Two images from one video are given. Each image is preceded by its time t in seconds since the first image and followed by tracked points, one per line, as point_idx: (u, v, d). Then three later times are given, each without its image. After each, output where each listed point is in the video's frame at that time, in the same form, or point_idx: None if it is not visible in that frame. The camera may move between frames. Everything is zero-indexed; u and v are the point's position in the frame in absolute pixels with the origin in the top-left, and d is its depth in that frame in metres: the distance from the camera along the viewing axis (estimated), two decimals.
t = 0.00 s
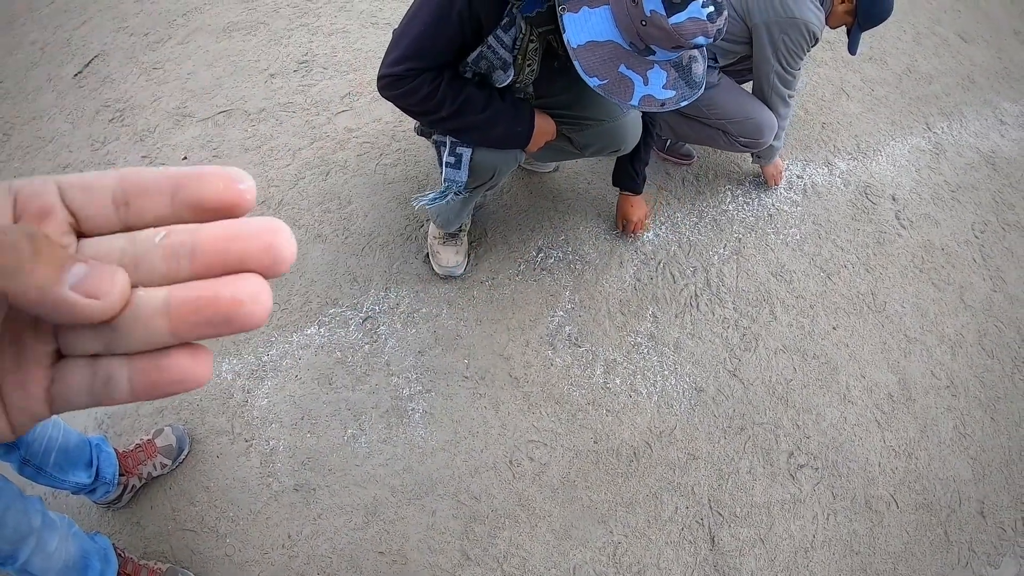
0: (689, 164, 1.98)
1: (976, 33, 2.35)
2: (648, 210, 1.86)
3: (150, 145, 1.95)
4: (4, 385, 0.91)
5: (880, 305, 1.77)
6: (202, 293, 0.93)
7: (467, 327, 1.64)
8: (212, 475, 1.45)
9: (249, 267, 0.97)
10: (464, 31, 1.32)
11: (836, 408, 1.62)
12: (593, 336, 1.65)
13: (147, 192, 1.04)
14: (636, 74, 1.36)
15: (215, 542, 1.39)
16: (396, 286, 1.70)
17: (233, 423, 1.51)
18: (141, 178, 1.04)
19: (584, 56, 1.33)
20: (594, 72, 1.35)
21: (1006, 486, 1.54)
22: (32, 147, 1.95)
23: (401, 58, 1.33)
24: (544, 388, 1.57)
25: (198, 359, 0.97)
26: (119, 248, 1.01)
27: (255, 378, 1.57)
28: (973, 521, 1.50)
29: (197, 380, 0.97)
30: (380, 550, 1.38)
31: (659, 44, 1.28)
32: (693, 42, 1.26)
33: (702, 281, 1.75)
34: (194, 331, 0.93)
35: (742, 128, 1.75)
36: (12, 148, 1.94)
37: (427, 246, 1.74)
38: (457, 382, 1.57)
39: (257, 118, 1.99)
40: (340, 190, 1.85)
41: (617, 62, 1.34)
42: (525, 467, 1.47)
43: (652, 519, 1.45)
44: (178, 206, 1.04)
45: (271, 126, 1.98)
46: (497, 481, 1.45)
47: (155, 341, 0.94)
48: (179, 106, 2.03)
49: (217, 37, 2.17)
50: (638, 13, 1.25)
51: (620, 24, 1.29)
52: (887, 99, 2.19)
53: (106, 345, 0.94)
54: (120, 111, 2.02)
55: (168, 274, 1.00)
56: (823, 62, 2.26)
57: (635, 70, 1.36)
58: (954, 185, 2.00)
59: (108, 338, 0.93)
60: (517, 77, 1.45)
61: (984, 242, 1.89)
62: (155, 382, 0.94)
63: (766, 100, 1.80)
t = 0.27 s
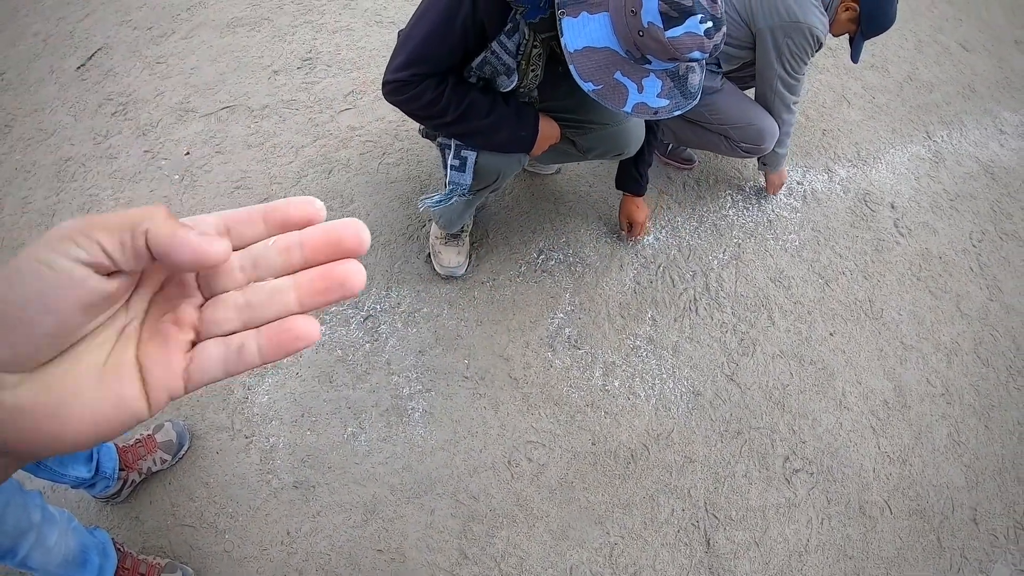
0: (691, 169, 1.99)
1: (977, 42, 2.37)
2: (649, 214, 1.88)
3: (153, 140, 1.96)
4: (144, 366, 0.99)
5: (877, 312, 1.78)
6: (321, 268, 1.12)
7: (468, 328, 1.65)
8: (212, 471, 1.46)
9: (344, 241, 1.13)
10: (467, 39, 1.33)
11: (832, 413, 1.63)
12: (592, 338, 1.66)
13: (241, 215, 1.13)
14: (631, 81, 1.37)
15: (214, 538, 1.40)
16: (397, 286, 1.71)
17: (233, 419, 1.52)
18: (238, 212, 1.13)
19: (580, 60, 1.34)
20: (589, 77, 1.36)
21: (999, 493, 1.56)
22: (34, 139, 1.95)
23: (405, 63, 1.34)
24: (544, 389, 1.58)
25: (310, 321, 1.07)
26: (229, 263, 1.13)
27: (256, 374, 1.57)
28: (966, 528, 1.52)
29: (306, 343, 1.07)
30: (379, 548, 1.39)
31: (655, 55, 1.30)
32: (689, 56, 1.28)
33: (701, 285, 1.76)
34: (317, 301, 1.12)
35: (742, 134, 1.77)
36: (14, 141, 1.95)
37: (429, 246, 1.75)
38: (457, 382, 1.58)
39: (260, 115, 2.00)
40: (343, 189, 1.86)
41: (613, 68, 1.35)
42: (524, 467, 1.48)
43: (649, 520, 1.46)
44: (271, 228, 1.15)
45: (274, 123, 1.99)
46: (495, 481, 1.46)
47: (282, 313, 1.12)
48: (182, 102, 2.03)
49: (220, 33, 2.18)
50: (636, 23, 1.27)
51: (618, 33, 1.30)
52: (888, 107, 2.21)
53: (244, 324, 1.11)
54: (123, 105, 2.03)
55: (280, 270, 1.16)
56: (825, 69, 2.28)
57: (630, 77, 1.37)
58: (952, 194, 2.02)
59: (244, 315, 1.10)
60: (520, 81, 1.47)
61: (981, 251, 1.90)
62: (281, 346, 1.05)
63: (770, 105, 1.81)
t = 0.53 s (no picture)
0: (700, 172, 2.01)
1: (983, 53, 2.39)
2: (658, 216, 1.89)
3: (161, 129, 1.96)
4: (278, 347, 1.03)
5: (881, 318, 1.80)
6: (439, 250, 1.15)
7: (477, 325, 1.66)
8: (220, 463, 1.47)
9: (461, 224, 1.17)
10: (489, 40, 1.35)
11: (835, 417, 1.65)
12: (600, 338, 1.67)
13: (363, 213, 1.19)
14: (651, 89, 1.39)
15: (220, 530, 1.40)
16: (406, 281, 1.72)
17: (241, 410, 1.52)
18: (362, 211, 1.20)
19: (601, 67, 1.36)
20: (609, 84, 1.38)
21: (998, 501, 1.58)
22: (41, 125, 1.95)
23: (427, 66, 1.35)
24: (552, 388, 1.59)
25: (429, 300, 1.09)
26: (353, 255, 1.18)
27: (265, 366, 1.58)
28: (964, 534, 1.54)
29: (426, 319, 1.08)
30: (386, 543, 1.40)
31: (675, 63, 1.33)
32: (710, 67, 1.31)
33: (708, 288, 1.78)
34: (437, 282, 1.14)
35: (755, 138, 1.78)
36: (21, 126, 1.95)
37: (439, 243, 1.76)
38: (465, 378, 1.59)
39: (271, 106, 2.00)
40: (353, 183, 1.87)
41: (633, 76, 1.38)
42: (531, 465, 1.49)
43: (653, 520, 1.47)
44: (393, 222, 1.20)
45: (284, 115, 1.99)
46: (502, 478, 1.47)
47: (408, 295, 1.15)
48: (191, 91, 2.03)
49: (231, 23, 2.18)
50: (659, 33, 1.29)
51: (640, 41, 1.32)
52: (895, 115, 2.22)
53: (373, 307, 1.13)
54: (131, 92, 2.03)
55: (405, 257, 1.18)
56: (833, 75, 2.30)
57: (650, 84, 1.39)
58: (956, 203, 2.04)
59: (373, 298, 1.13)
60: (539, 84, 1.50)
61: (984, 261, 1.92)
62: (406, 323, 1.06)
63: (781, 111, 1.83)
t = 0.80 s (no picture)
0: (707, 174, 2.00)
1: (992, 62, 2.38)
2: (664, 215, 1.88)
3: (165, 115, 1.95)
4: (296, 359, 1.06)
5: (884, 326, 1.79)
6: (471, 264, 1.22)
7: (480, 321, 1.65)
8: (217, 454, 1.46)
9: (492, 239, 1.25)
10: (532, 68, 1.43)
11: (835, 424, 1.64)
12: (602, 338, 1.66)
13: (391, 221, 1.24)
14: (663, 92, 1.40)
15: (216, 523, 1.40)
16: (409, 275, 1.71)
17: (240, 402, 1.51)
18: (388, 218, 1.24)
19: (614, 72, 1.39)
20: (622, 88, 1.41)
21: (995, 512, 1.57)
22: (43, 108, 1.94)
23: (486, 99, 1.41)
24: (553, 387, 1.58)
25: (456, 316, 1.17)
26: (383, 264, 1.22)
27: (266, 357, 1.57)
28: (961, 545, 1.53)
29: (455, 333, 1.15)
30: (383, 539, 1.39)
31: (689, 69, 1.33)
32: (726, 74, 1.32)
33: (712, 290, 1.77)
34: (468, 295, 1.22)
35: (764, 141, 1.77)
36: (23, 109, 1.93)
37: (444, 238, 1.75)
38: (466, 374, 1.58)
39: (276, 95, 1.99)
40: (358, 174, 1.85)
41: (645, 80, 1.39)
42: (530, 464, 1.49)
43: (652, 522, 1.46)
44: (422, 229, 1.26)
45: (289, 104, 1.98)
46: (501, 477, 1.47)
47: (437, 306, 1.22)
48: (196, 77, 2.02)
49: (237, 9, 2.16)
50: (673, 39, 1.30)
51: (654, 45, 1.33)
52: (903, 121, 2.22)
53: (402, 318, 1.20)
54: (135, 77, 2.01)
55: (435, 268, 1.24)
56: (842, 79, 2.29)
57: (662, 87, 1.40)
58: (961, 212, 2.03)
59: (403, 309, 1.19)
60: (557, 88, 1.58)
61: (988, 271, 1.92)
62: (434, 338, 1.13)
63: (790, 115, 1.83)
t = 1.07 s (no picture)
0: (714, 171, 1.99)
1: (1000, 66, 2.38)
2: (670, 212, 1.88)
3: (169, 99, 1.93)
4: (340, 357, 1.01)
5: (886, 328, 1.79)
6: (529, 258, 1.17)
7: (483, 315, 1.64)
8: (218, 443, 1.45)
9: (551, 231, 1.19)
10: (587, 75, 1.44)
11: (836, 425, 1.64)
12: (606, 333, 1.66)
13: (445, 215, 1.21)
14: (698, 91, 1.44)
15: (216, 512, 1.39)
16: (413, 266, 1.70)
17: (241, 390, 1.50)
18: (440, 210, 1.21)
19: (653, 76, 1.41)
20: (660, 90, 1.44)
21: (993, 517, 1.57)
22: (46, 90, 1.92)
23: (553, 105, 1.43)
24: (556, 382, 1.58)
25: (514, 314, 1.11)
26: (436, 258, 1.19)
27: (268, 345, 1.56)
28: (958, 549, 1.53)
29: (513, 333, 1.11)
30: (383, 531, 1.39)
31: (728, 71, 1.37)
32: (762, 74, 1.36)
33: (717, 288, 1.76)
34: (526, 290, 1.17)
35: (773, 141, 1.77)
36: (25, 90, 1.91)
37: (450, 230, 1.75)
38: (468, 367, 1.57)
39: (281, 81, 1.98)
40: (363, 163, 1.84)
41: (681, 81, 1.42)
42: (531, 459, 1.48)
43: (651, 520, 1.46)
44: (475, 220, 1.22)
45: (295, 90, 1.96)
46: (502, 471, 1.46)
47: (494, 304, 1.17)
48: (200, 61, 2.00)
49: None
50: (713, 44, 1.33)
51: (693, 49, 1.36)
52: (910, 123, 2.21)
53: (455, 315, 1.15)
54: (139, 61, 1.99)
55: (489, 262, 1.20)
56: (850, 80, 2.28)
57: (696, 87, 1.43)
58: (966, 217, 2.02)
59: (458, 306, 1.15)
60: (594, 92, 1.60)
61: (991, 277, 1.91)
62: (491, 336, 1.09)
63: (800, 114, 1.82)
